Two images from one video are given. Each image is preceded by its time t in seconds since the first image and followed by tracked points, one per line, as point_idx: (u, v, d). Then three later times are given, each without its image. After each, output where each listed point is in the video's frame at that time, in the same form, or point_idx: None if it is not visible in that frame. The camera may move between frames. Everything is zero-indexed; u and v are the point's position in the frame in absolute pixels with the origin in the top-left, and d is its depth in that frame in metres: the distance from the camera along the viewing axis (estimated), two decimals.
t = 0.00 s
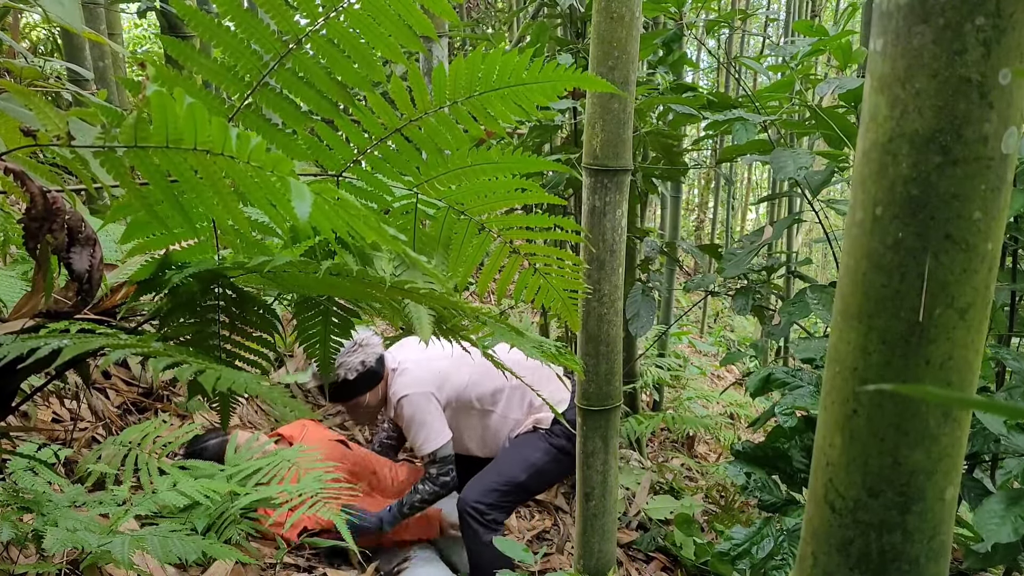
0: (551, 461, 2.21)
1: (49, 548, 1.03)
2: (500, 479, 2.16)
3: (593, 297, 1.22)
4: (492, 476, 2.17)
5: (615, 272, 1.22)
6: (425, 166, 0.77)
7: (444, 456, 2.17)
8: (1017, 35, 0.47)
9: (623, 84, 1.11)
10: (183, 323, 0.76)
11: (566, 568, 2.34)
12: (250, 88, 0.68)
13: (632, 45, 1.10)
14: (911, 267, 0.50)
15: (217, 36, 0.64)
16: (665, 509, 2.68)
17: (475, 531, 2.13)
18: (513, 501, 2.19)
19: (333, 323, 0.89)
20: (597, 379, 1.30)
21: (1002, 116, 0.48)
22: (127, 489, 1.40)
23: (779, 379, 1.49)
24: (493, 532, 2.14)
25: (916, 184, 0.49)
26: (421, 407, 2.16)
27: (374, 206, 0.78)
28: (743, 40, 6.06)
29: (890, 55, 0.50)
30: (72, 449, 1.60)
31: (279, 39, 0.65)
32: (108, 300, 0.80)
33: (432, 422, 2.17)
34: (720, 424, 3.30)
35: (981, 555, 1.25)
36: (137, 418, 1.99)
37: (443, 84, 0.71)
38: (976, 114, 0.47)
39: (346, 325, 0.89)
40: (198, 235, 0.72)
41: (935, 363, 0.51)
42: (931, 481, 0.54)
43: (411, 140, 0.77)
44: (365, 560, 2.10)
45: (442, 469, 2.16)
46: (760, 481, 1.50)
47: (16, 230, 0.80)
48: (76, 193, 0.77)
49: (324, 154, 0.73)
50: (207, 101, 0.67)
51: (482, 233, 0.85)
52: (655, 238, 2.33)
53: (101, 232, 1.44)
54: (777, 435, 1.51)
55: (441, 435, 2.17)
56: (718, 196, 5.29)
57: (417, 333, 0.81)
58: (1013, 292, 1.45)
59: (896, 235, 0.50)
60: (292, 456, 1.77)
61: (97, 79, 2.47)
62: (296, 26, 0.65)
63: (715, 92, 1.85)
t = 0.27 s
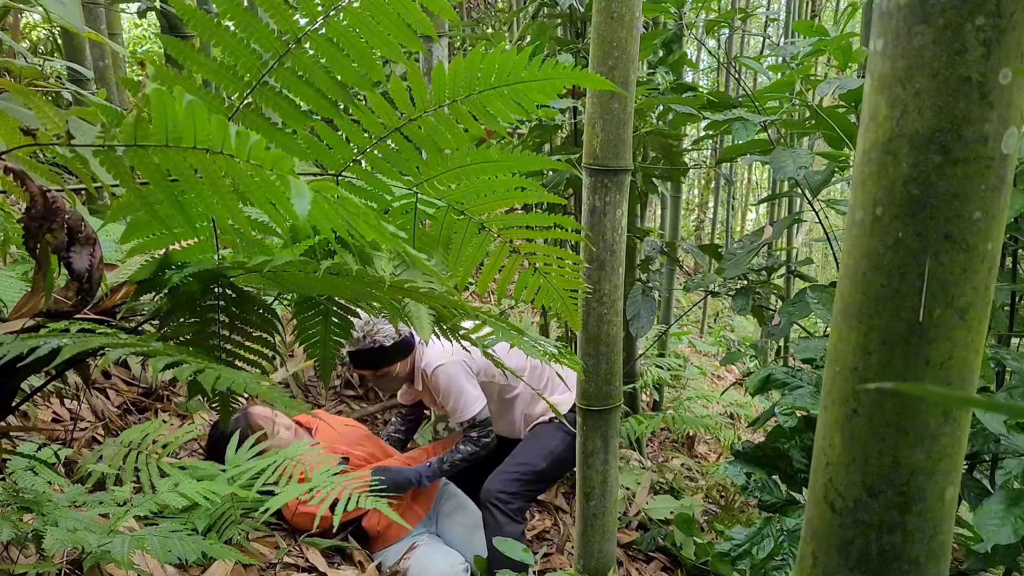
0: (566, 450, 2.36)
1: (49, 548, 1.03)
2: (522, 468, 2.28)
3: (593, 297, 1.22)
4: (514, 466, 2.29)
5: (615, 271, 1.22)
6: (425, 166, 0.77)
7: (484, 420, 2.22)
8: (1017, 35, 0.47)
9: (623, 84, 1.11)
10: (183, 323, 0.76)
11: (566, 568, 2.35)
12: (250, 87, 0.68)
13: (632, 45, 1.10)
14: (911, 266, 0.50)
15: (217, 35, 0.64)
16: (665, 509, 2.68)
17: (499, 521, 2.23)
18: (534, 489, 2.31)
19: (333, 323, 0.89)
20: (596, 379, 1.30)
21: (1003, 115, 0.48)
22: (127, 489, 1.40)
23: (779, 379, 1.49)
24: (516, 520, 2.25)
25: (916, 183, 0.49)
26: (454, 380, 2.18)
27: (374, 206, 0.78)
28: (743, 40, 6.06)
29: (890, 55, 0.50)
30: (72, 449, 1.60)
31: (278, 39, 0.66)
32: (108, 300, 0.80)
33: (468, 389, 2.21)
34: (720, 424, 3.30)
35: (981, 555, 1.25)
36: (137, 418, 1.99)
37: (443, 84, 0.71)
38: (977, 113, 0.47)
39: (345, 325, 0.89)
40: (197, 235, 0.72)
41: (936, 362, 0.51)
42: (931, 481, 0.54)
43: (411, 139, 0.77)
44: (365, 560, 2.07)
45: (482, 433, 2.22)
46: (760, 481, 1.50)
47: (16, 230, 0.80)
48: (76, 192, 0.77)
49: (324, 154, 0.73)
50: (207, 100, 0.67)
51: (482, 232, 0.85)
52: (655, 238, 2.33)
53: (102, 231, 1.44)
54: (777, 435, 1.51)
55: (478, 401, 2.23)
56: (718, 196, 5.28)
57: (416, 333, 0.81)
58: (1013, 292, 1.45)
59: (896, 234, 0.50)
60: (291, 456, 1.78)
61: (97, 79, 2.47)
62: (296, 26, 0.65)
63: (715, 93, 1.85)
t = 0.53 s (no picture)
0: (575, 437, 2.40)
1: (49, 548, 1.03)
2: (532, 461, 2.34)
3: (593, 297, 1.22)
4: (526, 458, 2.35)
5: (615, 272, 1.22)
6: (425, 166, 0.77)
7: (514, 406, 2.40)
8: (1017, 35, 0.47)
9: (623, 84, 1.11)
10: (183, 323, 0.76)
11: (566, 568, 2.35)
12: (250, 88, 0.68)
13: (632, 45, 1.10)
14: (911, 267, 0.50)
15: (217, 36, 0.64)
16: (665, 508, 2.68)
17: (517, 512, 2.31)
18: (548, 479, 2.37)
19: (333, 323, 0.89)
20: (596, 379, 1.30)
21: (1003, 115, 0.48)
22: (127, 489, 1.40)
23: (779, 379, 1.49)
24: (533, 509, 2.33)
25: (916, 184, 0.49)
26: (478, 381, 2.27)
27: (374, 206, 0.78)
28: (743, 41, 6.06)
29: (890, 55, 0.50)
30: (73, 449, 1.60)
31: (279, 39, 0.66)
32: (109, 300, 0.80)
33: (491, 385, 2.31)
34: (720, 424, 3.30)
35: (981, 554, 1.25)
36: (137, 418, 1.99)
37: (443, 84, 0.71)
38: (977, 113, 0.47)
39: (345, 325, 0.89)
40: (197, 235, 0.72)
41: (935, 362, 0.51)
42: (931, 481, 0.54)
43: (411, 139, 0.77)
44: (364, 559, 2.07)
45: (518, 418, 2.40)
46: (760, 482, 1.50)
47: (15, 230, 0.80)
48: (76, 193, 0.77)
49: (324, 154, 0.73)
50: (207, 100, 0.67)
51: (482, 233, 0.85)
52: (655, 238, 2.33)
53: (101, 231, 1.44)
54: (777, 436, 1.52)
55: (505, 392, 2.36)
56: (718, 196, 5.28)
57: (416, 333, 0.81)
58: (1013, 292, 1.45)
59: (897, 235, 0.50)
60: (292, 455, 1.80)
61: (97, 79, 2.47)
62: (296, 26, 0.65)
63: (715, 92, 1.85)
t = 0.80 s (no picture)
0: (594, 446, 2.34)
1: (49, 547, 1.03)
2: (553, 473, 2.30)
3: (593, 297, 1.22)
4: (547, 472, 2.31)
5: (615, 272, 1.22)
6: (425, 166, 0.77)
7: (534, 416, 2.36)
8: (1017, 35, 0.47)
9: (623, 84, 1.11)
10: (183, 323, 0.76)
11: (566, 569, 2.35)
12: (250, 88, 0.68)
13: (632, 45, 1.10)
14: (911, 266, 0.50)
15: (217, 36, 0.64)
16: (665, 508, 2.69)
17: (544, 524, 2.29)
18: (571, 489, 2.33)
19: (333, 323, 0.89)
20: (596, 379, 1.30)
21: (1003, 115, 0.48)
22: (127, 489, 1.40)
23: (779, 378, 1.49)
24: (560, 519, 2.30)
25: (916, 183, 0.49)
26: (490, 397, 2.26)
27: (374, 206, 0.78)
28: (743, 41, 6.06)
29: (890, 55, 0.50)
30: (73, 449, 1.60)
31: (279, 39, 0.66)
32: (109, 300, 0.80)
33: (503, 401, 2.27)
34: (720, 424, 3.30)
35: (980, 554, 1.25)
36: (137, 417, 1.99)
37: (443, 84, 0.71)
38: (977, 114, 0.47)
39: (345, 325, 0.89)
40: (197, 235, 0.72)
41: (935, 362, 0.51)
42: (931, 481, 0.54)
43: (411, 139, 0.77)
44: (363, 559, 2.07)
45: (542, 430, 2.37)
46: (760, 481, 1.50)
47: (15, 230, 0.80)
48: (76, 193, 0.77)
49: (324, 154, 0.73)
50: (206, 100, 0.67)
51: (482, 233, 0.85)
52: (655, 238, 2.33)
53: (101, 231, 1.44)
54: (777, 436, 1.52)
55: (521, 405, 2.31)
56: (718, 196, 5.27)
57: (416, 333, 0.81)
58: (1013, 292, 1.45)
59: (896, 235, 0.50)
60: (291, 456, 1.81)
61: (97, 79, 2.47)
62: (296, 26, 0.65)
63: (715, 92, 1.85)
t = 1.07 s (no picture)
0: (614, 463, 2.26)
1: (49, 547, 1.03)
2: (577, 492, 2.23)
3: (593, 297, 1.22)
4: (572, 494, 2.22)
5: (615, 271, 1.22)
6: (425, 166, 0.77)
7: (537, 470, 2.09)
8: (1017, 35, 0.47)
9: (623, 84, 1.11)
10: (183, 323, 0.76)
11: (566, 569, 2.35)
12: (250, 88, 0.68)
13: (632, 45, 1.10)
14: (911, 266, 0.50)
15: (217, 36, 0.64)
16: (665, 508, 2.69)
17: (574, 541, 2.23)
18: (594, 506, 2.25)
19: (333, 323, 0.89)
20: (596, 379, 1.30)
21: (1003, 115, 0.48)
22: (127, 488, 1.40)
23: (779, 378, 1.49)
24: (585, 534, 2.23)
25: (916, 183, 0.49)
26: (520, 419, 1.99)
27: (374, 206, 0.78)
28: (743, 41, 6.06)
29: (890, 55, 0.50)
30: (73, 449, 1.60)
31: (279, 39, 0.66)
32: (109, 299, 0.80)
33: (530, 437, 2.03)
34: (720, 424, 3.29)
35: (980, 554, 1.25)
36: (137, 417, 1.99)
37: (443, 83, 0.71)
38: (977, 113, 0.47)
39: (345, 325, 0.89)
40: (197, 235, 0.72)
41: (936, 362, 0.51)
42: (931, 481, 0.54)
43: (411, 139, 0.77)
44: (363, 559, 2.07)
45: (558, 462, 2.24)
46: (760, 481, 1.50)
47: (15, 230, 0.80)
48: (76, 192, 0.77)
49: (324, 154, 0.73)
50: (206, 100, 0.67)
51: (482, 233, 0.85)
52: (655, 238, 2.33)
53: (101, 231, 1.44)
54: (777, 436, 1.52)
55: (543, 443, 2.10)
56: (718, 196, 5.26)
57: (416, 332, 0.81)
58: (1013, 292, 1.45)
59: (896, 235, 0.50)
60: (291, 457, 1.83)
61: (97, 79, 2.47)
62: (296, 26, 0.65)
63: (715, 92, 1.85)
